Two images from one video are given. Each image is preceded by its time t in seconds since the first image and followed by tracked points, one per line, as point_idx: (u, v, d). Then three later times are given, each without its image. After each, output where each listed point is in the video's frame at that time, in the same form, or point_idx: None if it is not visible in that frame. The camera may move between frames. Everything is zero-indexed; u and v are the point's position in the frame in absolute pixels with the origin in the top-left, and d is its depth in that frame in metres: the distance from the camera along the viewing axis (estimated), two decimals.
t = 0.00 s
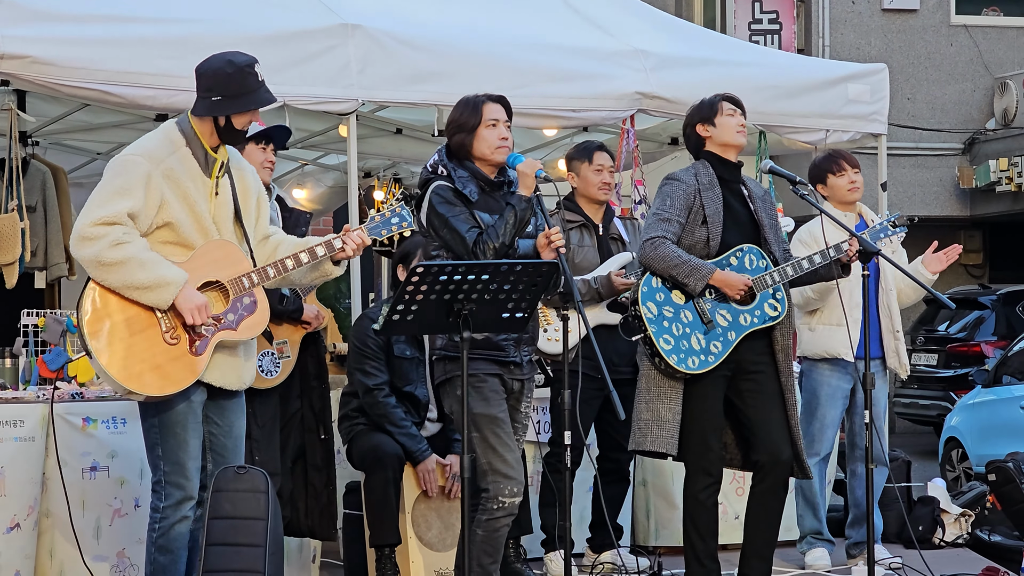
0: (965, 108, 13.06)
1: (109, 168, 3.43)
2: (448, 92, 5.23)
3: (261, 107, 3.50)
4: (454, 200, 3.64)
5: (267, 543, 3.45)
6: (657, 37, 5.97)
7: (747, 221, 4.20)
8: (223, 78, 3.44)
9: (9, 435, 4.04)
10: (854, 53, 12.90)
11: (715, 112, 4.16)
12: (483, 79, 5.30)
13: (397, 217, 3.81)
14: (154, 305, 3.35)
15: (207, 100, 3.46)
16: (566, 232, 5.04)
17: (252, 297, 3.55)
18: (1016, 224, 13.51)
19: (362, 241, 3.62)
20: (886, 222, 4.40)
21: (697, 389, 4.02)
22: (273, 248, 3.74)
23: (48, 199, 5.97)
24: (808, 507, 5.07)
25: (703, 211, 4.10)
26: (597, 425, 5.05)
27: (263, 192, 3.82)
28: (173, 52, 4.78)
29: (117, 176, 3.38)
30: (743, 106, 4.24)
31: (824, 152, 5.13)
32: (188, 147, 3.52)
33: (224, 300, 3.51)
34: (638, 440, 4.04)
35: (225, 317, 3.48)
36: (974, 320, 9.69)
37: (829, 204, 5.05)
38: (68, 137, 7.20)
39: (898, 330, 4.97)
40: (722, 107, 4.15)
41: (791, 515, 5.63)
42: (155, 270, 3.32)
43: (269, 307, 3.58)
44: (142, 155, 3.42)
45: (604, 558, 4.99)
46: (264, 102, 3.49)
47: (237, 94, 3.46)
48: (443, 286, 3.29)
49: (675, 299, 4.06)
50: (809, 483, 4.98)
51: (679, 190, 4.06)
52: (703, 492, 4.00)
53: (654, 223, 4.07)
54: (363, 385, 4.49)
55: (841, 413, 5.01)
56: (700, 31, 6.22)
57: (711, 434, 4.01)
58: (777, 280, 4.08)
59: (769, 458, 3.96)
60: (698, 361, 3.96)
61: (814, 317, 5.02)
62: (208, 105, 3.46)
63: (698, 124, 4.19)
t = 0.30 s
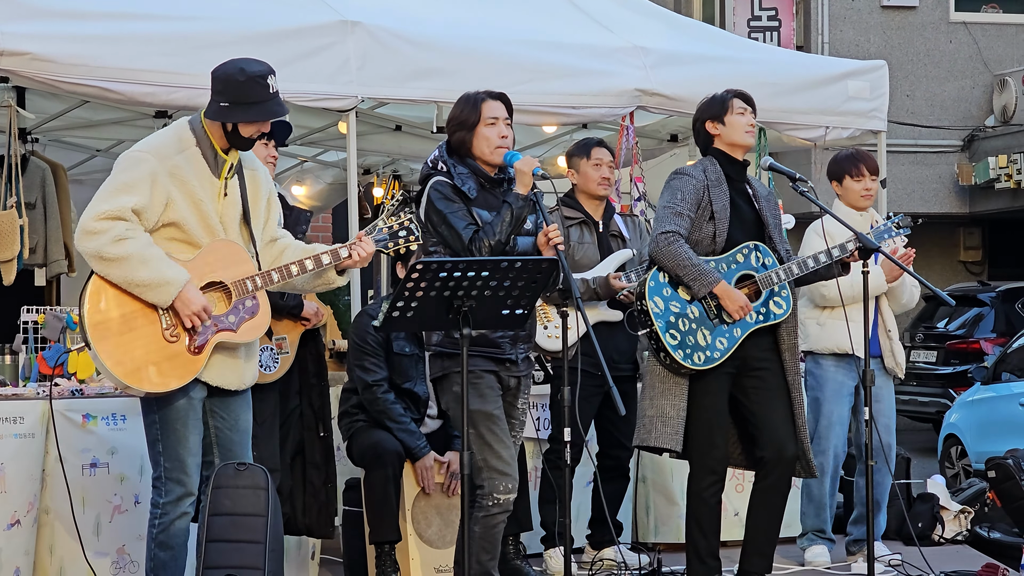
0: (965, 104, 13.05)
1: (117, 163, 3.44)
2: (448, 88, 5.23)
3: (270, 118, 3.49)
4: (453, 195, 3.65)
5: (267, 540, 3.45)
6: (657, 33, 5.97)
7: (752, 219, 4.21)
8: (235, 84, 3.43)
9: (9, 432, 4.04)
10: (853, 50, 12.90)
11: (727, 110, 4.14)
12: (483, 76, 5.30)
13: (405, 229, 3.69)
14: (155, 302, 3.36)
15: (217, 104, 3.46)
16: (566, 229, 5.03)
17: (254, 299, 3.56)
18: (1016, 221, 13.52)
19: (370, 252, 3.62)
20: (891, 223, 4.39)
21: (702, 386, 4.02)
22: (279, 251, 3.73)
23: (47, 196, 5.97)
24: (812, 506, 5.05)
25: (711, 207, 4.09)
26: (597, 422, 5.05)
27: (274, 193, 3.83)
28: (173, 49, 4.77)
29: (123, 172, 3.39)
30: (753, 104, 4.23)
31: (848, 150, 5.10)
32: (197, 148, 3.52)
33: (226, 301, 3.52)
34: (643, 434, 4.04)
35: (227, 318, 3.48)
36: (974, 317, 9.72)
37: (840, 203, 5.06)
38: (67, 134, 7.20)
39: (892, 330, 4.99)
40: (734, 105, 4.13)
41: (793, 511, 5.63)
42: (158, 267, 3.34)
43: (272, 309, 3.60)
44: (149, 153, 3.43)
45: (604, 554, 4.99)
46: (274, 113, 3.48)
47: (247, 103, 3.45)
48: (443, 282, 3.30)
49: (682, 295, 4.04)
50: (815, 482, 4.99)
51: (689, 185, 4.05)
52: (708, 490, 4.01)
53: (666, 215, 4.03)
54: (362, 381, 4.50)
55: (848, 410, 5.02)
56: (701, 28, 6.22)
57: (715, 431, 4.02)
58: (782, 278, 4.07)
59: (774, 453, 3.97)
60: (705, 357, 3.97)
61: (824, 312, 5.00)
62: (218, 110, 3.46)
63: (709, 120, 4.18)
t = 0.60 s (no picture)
0: (966, 100, 13.04)
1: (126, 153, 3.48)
2: (448, 85, 5.22)
3: (277, 95, 3.51)
4: (451, 191, 3.67)
5: (267, 537, 3.43)
6: (658, 29, 5.97)
7: (759, 214, 4.20)
8: (244, 63, 3.47)
9: (10, 428, 4.04)
10: (853, 46, 12.89)
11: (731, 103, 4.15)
12: (483, 72, 5.29)
13: (417, 211, 3.48)
14: (170, 270, 3.37)
15: (225, 86, 3.49)
16: (566, 225, 5.01)
17: (265, 284, 3.54)
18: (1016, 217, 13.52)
19: (379, 235, 3.52)
20: (897, 219, 4.37)
21: (705, 383, 4.02)
22: (290, 243, 3.74)
23: (47, 192, 5.97)
24: (811, 501, 5.07)
25: (716, 201, 4.10)
26: (598, 418, 5.05)
27: (283, 189, 3.85)
28: (173, 45, 4.77)
29: (132, 158, 3.42)
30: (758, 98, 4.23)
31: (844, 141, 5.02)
32: (205, 136, 3.54)
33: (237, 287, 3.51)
34: (649, 429, 4.05)
35: (237, 302, 3.49)
36: (974, 313, 9.69)
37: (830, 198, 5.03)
38: (67, 130, 7.20)
39: (898, 323, 4.98)
40: (738, 97, 4.14)
41: (793, 508, 5.64)
42: (170, 234, 3.35)
43: (282, 296, 3.56)
44: (158, 140, 3.46)
45: (603, 551, 4.99)
46: (281, 91, 3.50)
47: (255, 80, 3.48)
48: (443, 279, 3.29)
49: (689, 291, 4.05)
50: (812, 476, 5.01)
51: (693, 180, 4.07)
52: (709, 486, 4.02)
53: (668, 213, 4.07)
54: (361, 377, 4.51)
55: (840, 406, 5.00)
56: (702, 24, 6.22)
57: (719, 427, 4.02)
58: (789, 275, 4.07)
59: (775, 449, 3.98)
60: (711, 354, 3.97)
61: (817, 309, 4.99)
62: (227, 89, 3.49)
63: (713, 114, 4.18)
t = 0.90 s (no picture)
0: (970, 97, 13.02)
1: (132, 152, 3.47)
2: (451, 82, 5.22)
3: (281, 95, 3.51)
4: (453, 191, 3.67)
5: (270, 535, 3.51)
6: (661, 26, 5.96)
7: (763, 210, 4.20)
8: (251, 61, 3.47)
9: (14, 426, 4.05)
10: (857, 43, 12.88)
11: (733, 102, 4.14)
12: (487, 70, 5.29)
13: (421, 197, 3.53)
14: (182, 268, 3.36)
15: (231, 83, 3.49)
16: (572, 221, 5.02)
17: (276, 275, 3.54)
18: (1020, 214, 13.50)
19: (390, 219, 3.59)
20: (903, 212, 4.37)
21: (711, 380, 4.03)
22: (297, 234, 3.76)
23: (51, 191, 5.97)
24: (810, 498, 5.08)
25: (720, 200, 4.09)
26: (602, 416, 5.04)
27: (286, 185, 3.87)
28: (176, 43, 4.77)
29: (138, 157, 3.42)
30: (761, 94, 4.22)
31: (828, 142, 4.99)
32: (210, 133, 3.53)
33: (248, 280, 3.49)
34: (653, 427, 4.04)
35: (250, 295, 3.48)
36: (978, 310, 9.64)
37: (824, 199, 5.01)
38: (71, 128, 7.21)
39: (894, 321, 4.97)
40: (739, 96, 4.12)
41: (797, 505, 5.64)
42: (180, 232, 3.35)
43: (294, 287, 3.58)
44: (163, 138, 3.46)
45: (606, 548, 4.99)
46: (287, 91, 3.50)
47: (262, 79, 3.47)
48: (446, 277, 3.29)
49: (692, 289, 4.03)
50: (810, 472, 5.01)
51: (698, 179, 4.06)
52: (711, 483, 4.02)
53: (673, 211, 4.06)
54: (361, 375, 4.51)
55: (837, 403, 5.02)
56: (705, 22, 6.20)
57: (724, 425, 4.02)
58: (793, 270, 4.06)
59: (780, 446, 3.98)
60: (715, 352, 3.96)
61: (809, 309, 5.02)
62: (232, 87, 3.48)
63: (715, 114, 4.19)
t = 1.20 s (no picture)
0: (972, 94, 13.00)
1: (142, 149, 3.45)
2: (453, 79, 5.21)
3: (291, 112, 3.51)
4: (456, 186, 3.68)
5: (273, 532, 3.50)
6: (663, 24, 5.95)
7: (763, 208, 4.19)
8: (263, 74, 3.46)
9: (16, 425, 4.08)
10: (860, 40, 12.86)
11: (727, 103, 4.15)
12: (489, 68, 5.28)
13: (425, 214, 3.55)
14: (173, 297, 3.37)
15: (241, 92, 3.48)
16: (574, 219, 5.02)
17: (273, 284, 3.54)
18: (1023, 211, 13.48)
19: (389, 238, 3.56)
20: (903, 204, 4.37)
21: (710, 377, 4.02)
22: (298, 237, 3.75)
23: (53, 188, 5.97)
24: (814, 497, 5.09)
25: (722, 195, 4.08)
26: (605, 413, 5.03)
27: (290, 185, 3.86)
28: (177, 41, 4.77)
29: (147, 157, 3.40)
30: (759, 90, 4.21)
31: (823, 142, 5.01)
32: (217, 136, 3.54)
33: (245, 287, 3.53)
34: (649, 423, 4.04)
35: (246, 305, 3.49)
36: (981, 307, 9.63)
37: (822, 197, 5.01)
38: (74, 126, 7.21)
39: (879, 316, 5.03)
40: (733, 97, 4.14)
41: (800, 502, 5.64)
42: (178, 262, 3.35)
43: (290, 295, 3.58)
44: (173, 138, 3.45)
45: (609, 546, 4.98)
46: (297, 108, 3.49)
47: (271, 93, 3.47)
48: (449, 274, 3.30)
49: (689, 286, 4.04)
50: (815, 472, 5.03)
51: (699, 174, 4.06)
52: (713, 479, 4.01)
53: (676, 206, 4.05)
54: (353, 369, 4.54)
55: (842, 400, 5.00)
56: (708, 19, 6.19)
57: (725, 422, 4.01)
58: (792, 265, 4.07)
59: (783, 444, 3.98)
60: (714, 348, 3.96)
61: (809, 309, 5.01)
62: (241, 96, 3.48)
63: (713, 116, 4.20)
